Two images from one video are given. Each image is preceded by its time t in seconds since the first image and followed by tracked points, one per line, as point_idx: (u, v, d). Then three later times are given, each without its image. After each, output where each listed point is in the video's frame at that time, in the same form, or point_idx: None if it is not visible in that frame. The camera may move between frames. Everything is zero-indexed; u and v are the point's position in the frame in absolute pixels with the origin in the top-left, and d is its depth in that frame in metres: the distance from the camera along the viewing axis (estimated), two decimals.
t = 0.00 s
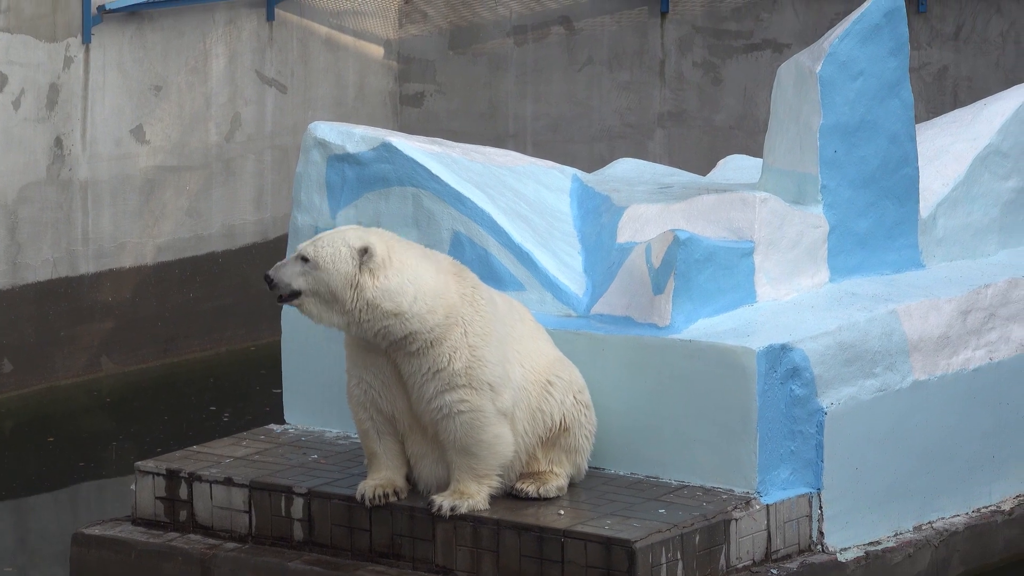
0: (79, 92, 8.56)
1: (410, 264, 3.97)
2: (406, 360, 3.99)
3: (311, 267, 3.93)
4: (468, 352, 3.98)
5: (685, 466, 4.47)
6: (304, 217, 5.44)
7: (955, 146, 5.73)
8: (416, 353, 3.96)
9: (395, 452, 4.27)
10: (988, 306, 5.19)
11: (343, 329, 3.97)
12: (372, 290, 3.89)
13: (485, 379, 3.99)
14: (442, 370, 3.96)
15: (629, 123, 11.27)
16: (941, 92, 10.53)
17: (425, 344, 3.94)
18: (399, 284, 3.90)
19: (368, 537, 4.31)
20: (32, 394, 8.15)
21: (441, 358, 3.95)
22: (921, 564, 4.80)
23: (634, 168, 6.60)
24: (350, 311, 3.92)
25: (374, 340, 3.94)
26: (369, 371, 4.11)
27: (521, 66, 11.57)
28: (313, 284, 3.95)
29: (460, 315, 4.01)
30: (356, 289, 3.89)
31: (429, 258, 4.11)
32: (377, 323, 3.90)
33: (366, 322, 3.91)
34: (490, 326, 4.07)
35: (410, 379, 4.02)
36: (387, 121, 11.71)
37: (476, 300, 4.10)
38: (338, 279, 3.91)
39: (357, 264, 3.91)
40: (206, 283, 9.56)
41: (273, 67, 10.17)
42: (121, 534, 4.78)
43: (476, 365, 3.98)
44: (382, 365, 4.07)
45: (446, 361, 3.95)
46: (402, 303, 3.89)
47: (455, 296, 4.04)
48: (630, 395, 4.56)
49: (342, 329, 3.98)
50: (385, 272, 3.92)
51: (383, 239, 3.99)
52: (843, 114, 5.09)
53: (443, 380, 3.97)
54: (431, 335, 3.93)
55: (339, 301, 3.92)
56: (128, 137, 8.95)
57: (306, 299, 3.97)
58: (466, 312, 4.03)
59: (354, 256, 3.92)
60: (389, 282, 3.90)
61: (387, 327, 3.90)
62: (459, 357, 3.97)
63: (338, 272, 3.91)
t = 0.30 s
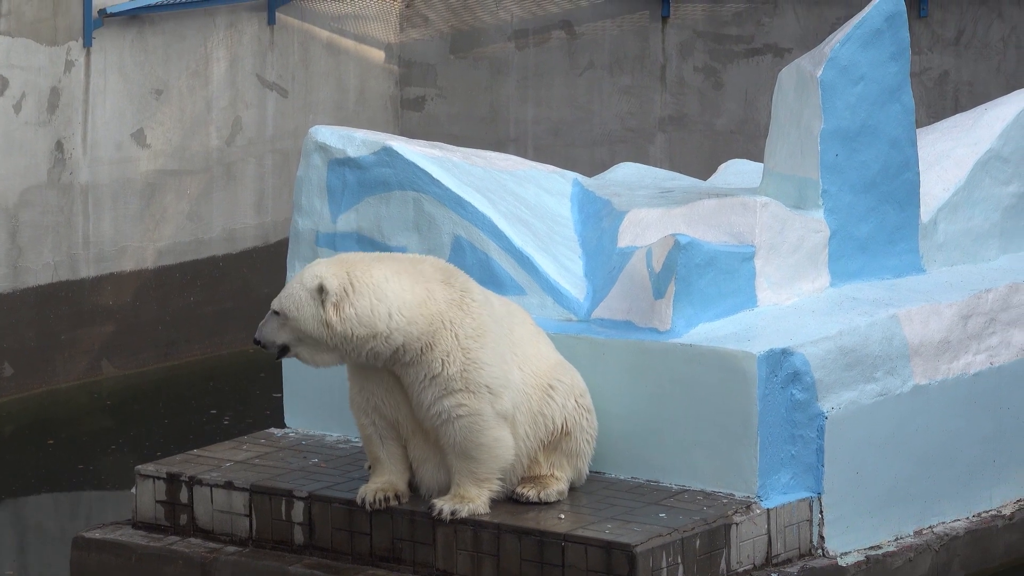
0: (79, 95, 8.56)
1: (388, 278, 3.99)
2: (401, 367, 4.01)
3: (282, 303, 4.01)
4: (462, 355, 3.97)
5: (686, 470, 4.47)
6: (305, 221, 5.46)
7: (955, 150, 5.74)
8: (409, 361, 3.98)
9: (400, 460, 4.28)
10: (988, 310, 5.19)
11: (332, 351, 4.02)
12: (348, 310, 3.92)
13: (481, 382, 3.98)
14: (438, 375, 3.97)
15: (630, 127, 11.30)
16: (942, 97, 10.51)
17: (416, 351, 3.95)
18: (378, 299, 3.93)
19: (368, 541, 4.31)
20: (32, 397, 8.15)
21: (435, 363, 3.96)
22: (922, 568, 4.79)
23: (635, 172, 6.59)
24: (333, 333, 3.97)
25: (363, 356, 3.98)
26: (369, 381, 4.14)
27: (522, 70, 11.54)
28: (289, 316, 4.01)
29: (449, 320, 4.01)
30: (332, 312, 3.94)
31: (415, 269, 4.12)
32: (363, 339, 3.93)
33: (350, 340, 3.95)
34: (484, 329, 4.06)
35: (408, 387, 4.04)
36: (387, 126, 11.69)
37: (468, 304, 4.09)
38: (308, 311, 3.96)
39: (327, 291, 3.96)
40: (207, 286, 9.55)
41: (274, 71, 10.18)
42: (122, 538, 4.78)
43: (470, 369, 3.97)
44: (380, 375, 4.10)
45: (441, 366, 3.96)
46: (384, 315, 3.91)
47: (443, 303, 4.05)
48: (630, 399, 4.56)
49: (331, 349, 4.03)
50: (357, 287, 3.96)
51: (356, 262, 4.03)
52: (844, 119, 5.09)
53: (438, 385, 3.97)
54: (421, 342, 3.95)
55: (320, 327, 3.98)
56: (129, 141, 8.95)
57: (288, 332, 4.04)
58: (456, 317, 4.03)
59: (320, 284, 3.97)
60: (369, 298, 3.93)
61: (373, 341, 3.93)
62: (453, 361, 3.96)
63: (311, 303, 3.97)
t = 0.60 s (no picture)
0: (85, 93, 8.57)
1: (386, 270, 4.02)
2: (397, 363, 4.03)
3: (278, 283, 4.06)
4: (456, 352, 3.98)
5: (692, 468, 4.47)
6: (311, 218, 5.47)
7: (961, 148, 5.73)
8: (403, 355, 4.00)
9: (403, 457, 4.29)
10: (994, 308, 5.18)
11: (329, 339, 4.06)
12: (341, 297, 3.96)
13: (476, 378, 3.98)
14: (432, 371, 3.97)
15: (636, 125, 11.27)
16: (947, 95, 10.54)
17: (410, 345, 3.97)
18: (372, 290, 3.96)
19: (374, 538, 4.31)
20: (38, 394, 8.16)
21: (428, 359, 3.97)
22: (928, 566, 4.79)
23: (641, 169, 6.60)
24: (328, 319, 4.00)
25: (358, 346, 4.01)
26: (370, 377, 4.17)
27: (527, 68, 11.57)
28: (285, 300, 4.06)
29: (445, 315, 4.02)
30: (327, 298, 3.97)
31: (416, 264, 4.14)
32: (358, 328, 3.96)
33: (344, 329, 3.98)
34: (481, 325, 4.07)
35: (405, 382, 4.05)
36: (394, 122, 11.76)
37: (466, 301, 4.10)
38: (301, 292, 4.01)
39: (320, 276, 4.00)
40: (213, 284, 9.56)
41: (280, 69, 10.18)
42: (128, 536, 4.79)
43: (465, 365, 3.98)
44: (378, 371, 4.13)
45: (434, 362, 3.97)
46: (376, 307, 3.94)
47: (440, 299, 4.06)
48: (636, 396, 4.56)
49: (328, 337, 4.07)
50: (352, 273, 3.99)
51: (354, 249, 4.06)
52: (850, 116, 5.09)
53: (433, 381, 3.98)
54: (414, 337, 3.96)
55: (316, 313, 4.02)
56: (135, 139, 8.96)
57: (285, 315, 4.09)
58: (452, 314, 4.04)
59: (314, 268, 4.02)
60: (364, 287, 3.97)
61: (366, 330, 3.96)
62: (447, 357, 3.97)
63: (308, 288, 4.01)
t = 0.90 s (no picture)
0: (93, 88, 8.58)
1: (402, 257, 4.02)
2: (404, 355, 4.04)
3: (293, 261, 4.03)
4: (464, 346, 4.00)
5: (699, 463, 4.48)
6: (318, 214, 5.46)
7: (969, 143, 5.72)
8: (411, 347, 4.01)
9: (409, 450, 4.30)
10: (1002, 303, 5.17)
11: (341, 323, 4.05)
12: (354, 281, 3.95)
13: (484, 372, 4.00)
14: (438, 364, 3.99)
15: (644, 120, 11.26)
16: (955, 89, 10.52)
17: (418, 336, 3.98)
18: (386, 277, 3.96)
19: (382, 533, 4.32)
20: (46, 389, 8.18)
21: (435, 351, 3.98)
22: (936, 561, 4.79)
23: (649, 165, 6.59)
24: (343, 303, 3.99)
25: (369, 333, 4.01)
26: (376, 369, 4.17)
27: (535, 63, 11.56)
28: (299, 279, 4.04)
29: (455, 308, 4.04)
30: (344, 281, 3.96)
31: (430, 254, 4.16)
32: (371, 315, 3.96)
33: (356, 314, 3.98)
34: (490, 319, 4.09)
35: (411, 374, 4.06)
36: (402, 117, 11.77)
37: (476, 294, 4.12)
38: (319, 267, 3.98)
39: (342, 256, 3.97)
40: (220, 279, 9.58)
41: (288, 64, 10.19)
42: (136, 531, 4.80)
43: (472, 359, 4.00)
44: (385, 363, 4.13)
45: (441, 355, 3.98)
46: (389, 295, 3.94)
47: (451, 291, 4.07)
48: (643, 392, 4.57)
49: (340, 322, 4.05)
50: (369, 256, 3.98)
51: (370, 232, 4.05)
52: (857, 111, 5.09)
53: (440, 373, 3.99)
54: (423, 329, 3.97)
55: (331, 295, 4.00)
56: (142, 134, 8.97)
57: (299, 294, 4.07)
58: (463, 307, 4.06)
59: (337, 248, 3.98)
60: (379, 273, 3.96)
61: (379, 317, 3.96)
62: (455, 351, 3.99)
63: (325, 269, 3.98)
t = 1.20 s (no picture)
0: (99, 86, 8.59)
1: (429, 249, 4.05)
2: (418, 347, 4.06)
3: (333, 244, 3.98)
4: (479, 340, 4.03)
5: (705, 460, 4.48)
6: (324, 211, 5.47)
7: (975, 140, 5.72)
8: (427, 339, 4.03)
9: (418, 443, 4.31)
10: (1008, 300, 5.17)
11: (364, 312, 4.04)
12: (391, 265, 3.96)
13: (497, 368, 4.03)
14: (453, 358, 4.02)
15: (649, 117, 11.25)
16: (961, 86, 10.51)
17: (435, 328, 4.01)
18: (416, 265, 3.99)
19: (388, 531, 4.33)
20: (52, 387, 8.19)
21: (451, 345, 4.01)
22: (942, 558, 4.79)
23: (654, 162, 6.58)
24: (370, 289, 3.98)
25: (390, 322, 4.01)
26: (388, 363, 4.18)
27: (541, 60, 11.57)
28: (334, 261, 4.00)
29: (474, 303, 4.08)
30: (375, 266, 3.97)
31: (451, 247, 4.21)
32: (396, 303, 3.97)
33: (381, 301, 3.98)
34: (505, 315, 4.13)
35: (425, 368, 4.08)
36: (407, 115, 11.76)
37: (492, 291, 4.16)
38: (357, 248, 3.97)
39: (385, 238, 3.98)
40: (226, 277, 9.59)
41: (293, 62, 10.19)
42: (142, 528, 4.81)
43: (487, 354, 4.03)
44: (397, 355, 4.14)
45: (456, 349, 4.01)
46: (415, 284, 3.97)
47: (471, 285, 4.12)
48: (649, 390, 4.57)
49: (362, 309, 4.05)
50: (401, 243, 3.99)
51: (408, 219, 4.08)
52: (863, 108, 5.08)
53: (453, 368, 4.02)
54: (441, 321, 4.00)
55: (360, 280, 3.99)
56: (148, 131, 8.98)
57: (326, 277, 4.04)
58: (481, 302, 4.10)
59: (380, 230, 3.98)
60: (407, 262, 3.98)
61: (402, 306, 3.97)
62: (471, 345, 4.02)
63: (357, 252, 3.97)
